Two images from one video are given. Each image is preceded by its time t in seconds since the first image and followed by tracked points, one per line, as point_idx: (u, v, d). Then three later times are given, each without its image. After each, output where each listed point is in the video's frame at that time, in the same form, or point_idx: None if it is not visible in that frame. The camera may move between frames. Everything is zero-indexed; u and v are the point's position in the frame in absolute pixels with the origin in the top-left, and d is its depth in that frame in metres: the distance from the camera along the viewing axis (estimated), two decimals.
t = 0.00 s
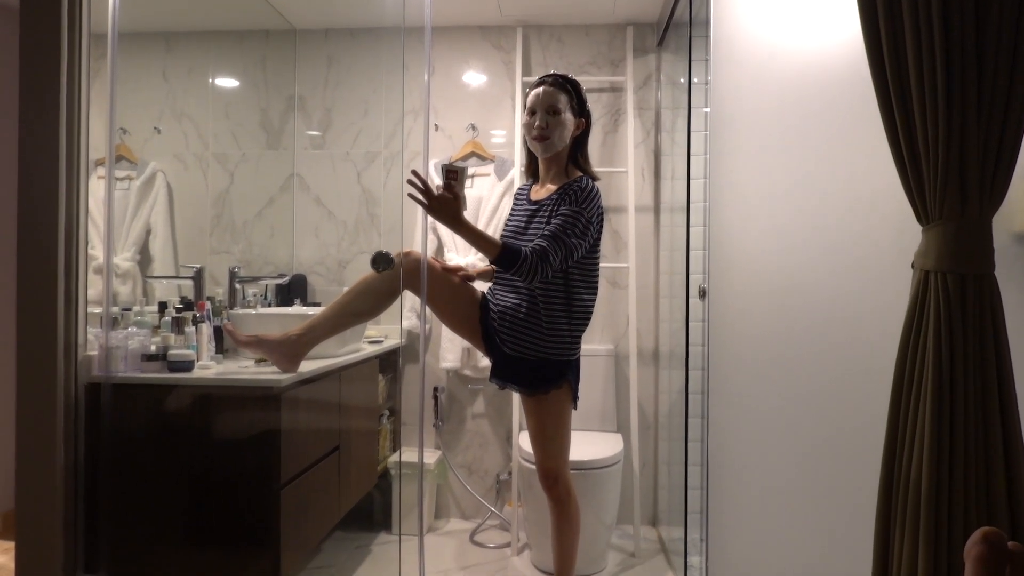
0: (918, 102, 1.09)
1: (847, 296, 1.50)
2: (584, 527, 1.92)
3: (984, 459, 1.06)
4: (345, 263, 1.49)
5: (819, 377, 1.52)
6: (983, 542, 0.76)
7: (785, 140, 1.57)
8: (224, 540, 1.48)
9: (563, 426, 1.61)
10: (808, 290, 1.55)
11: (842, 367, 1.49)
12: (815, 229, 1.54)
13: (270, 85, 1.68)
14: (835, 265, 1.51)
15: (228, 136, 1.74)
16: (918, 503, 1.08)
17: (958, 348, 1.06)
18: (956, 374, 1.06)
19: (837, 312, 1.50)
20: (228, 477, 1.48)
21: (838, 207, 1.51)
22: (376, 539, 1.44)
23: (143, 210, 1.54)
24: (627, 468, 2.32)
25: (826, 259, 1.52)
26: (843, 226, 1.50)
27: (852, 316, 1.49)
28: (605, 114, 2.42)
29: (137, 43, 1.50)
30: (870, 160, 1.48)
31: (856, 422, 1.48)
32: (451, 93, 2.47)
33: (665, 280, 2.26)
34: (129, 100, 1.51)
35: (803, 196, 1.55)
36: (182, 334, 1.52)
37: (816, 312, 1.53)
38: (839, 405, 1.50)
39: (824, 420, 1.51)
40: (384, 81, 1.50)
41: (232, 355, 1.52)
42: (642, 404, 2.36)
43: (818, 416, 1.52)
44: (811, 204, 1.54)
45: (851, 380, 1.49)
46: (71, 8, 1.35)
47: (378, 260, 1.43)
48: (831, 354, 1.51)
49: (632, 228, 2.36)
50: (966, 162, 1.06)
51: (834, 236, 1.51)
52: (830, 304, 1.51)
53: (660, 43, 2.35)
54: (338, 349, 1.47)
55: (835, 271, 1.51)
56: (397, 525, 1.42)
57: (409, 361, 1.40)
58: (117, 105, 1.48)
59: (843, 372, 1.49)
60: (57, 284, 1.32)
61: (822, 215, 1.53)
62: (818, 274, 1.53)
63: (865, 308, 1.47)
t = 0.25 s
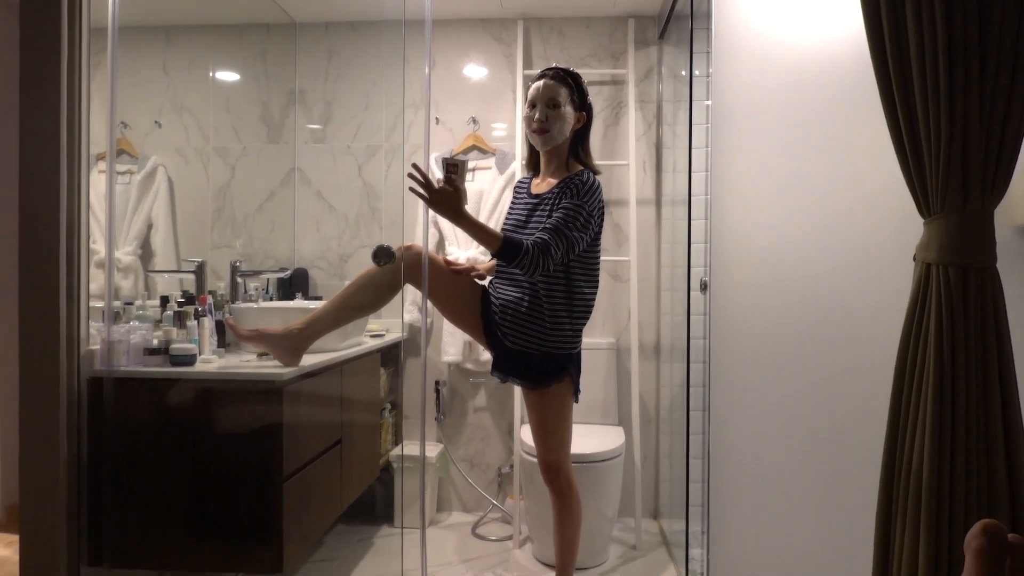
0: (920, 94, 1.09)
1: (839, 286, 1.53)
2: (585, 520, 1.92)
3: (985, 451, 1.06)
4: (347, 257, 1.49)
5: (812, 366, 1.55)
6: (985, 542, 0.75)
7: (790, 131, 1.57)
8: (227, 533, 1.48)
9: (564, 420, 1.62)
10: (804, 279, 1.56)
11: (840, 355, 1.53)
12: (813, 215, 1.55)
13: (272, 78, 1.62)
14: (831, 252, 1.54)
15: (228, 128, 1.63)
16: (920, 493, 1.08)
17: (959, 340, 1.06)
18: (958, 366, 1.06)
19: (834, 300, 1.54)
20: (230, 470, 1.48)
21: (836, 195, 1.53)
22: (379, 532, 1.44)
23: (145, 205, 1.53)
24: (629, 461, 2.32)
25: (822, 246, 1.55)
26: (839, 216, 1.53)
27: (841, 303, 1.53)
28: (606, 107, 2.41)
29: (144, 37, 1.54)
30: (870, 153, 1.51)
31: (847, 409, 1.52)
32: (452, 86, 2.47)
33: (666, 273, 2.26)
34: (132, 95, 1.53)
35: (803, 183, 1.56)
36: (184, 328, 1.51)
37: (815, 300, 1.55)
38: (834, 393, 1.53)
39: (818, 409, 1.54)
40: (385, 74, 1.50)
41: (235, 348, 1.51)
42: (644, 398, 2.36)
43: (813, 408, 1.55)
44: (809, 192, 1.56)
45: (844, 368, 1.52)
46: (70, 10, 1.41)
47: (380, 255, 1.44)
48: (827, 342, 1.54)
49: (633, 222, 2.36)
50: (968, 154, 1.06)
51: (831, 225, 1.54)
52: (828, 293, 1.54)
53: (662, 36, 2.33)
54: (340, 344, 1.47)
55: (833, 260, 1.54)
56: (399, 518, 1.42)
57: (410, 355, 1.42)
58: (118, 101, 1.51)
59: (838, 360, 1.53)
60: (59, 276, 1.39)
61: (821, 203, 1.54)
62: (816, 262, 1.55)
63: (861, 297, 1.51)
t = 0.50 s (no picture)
0: (921, 89, 1.09)
1: (839, 281, 1.53)
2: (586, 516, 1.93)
3: (985, 447, 1.06)
4: (347, 253, 1.48)
5: (812, 362, 1.55)
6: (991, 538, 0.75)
7: (790, 130, 1.57)
8: (228, 529, 1.48)
9: (564, 415, 1.62)
10: (801, 277, 1.57)
11: (840, 350, 1.52)
12: (810, 215, 1.56)
13: (274, 74, 1.59)
14: (831, 248, 1.54)
15: (229, 124, 1.63)
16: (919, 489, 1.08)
17: (960, 335, 1.06)
18: (959, 363, 1.06)
19: (832, 295, 1.54)
20: (232, 466, 1.48)
21: (834, 195, 1.53)
22: (379, 528, 1.44)
23: (146, 200, 1.54)
24: (629, 457, 2.33)
25: (822, 244, 1.55)
26: (838, 214, 1.53)
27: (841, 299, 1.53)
28: (607, 103, 2.41)
29: (144, 32, 1.53)
30: (868, 153, 1.50)
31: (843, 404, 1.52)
32: (452, 82, 2.46)
33: (667, 269, 2.26)
34: (132, 91, 1.54)
35: (802, 182, 1.56)
36: (185, 324, 1.51)
37: (814, 296, 1.55)
38: (831, 390, 1.53)
39: (815, 404, 1.55)
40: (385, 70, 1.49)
41: (235, 345, 1.50)
42: (644, 394, 2.37)
43: (812, 403, 1.55)
44: (807, 191, 1.56)
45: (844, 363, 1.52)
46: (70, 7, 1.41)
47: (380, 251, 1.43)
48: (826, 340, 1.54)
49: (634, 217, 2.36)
50: (969, 147, 1.05)
51: (829, 223, 1.54)
52: (828, 290, 1.54)
53: (663, 31, 2.33)
54: (340, 340, 1.46)
55: (834, 256, 1.54)
56: (400, 514, 1.43)
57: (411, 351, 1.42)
58: (119, 96, 1.51)
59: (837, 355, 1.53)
60: (60, 273, 1.39)
61: (818, 204, 1.55)
62: (813, 262, 1.56)
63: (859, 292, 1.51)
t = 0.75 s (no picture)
0: (918, 90, 1.10)
1: (839, 281, 1.52)
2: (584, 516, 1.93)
3: (983, 446, 1.06)
4: (346, 254, 1.46)
5: (811, 362, 1.55)
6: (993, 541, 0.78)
7: (791, 124, 1.56)
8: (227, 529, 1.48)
9: (563, 415, 1.62)
10: (799, 276, 1.57)
11: (839, 350, 1.52)
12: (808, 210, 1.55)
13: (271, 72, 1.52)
14: (830, 247, 1.53)
15: (227, 124, 1.53)
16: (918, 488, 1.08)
17: (958, 334, 1.06)
18: (957, 362, 1.06)
19: (836, 296, 1.52)
20: (231, 466, 1.48)
21: (832, 191, 1.52)
22: (378, 527, 1.43)
23: (145, 198, 1.52)
24: (628, 457, 2.33)
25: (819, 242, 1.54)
26: (838, 209, 1.52)
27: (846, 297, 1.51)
28: (606, 103, 2.41)
29: (139, 31, 1.54)
30: (870, 147, 1.49)
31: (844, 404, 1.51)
32: (451, 82, 2.46)
33: (666, 269, 2.26)
34: (130, 90, 1.54)
35: (802, 180, 1.56)
36: (184, 324, 1.51)
37: (818, 296, 1.54)
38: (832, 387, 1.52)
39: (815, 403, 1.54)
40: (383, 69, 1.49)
41: (234, 345, 1.50)
42: (643, 394, 2.37)
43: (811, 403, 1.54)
44: (807, 187, 1.55)
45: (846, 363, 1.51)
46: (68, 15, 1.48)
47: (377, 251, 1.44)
48: (825, 340, 1.53)
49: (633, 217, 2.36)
50: (967, 145, 1.05)
51: (829, 219, 1.53)
52: (826, 290, 1.53)
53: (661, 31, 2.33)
54: (338, 340, 1.46)
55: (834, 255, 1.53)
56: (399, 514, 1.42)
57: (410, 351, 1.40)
58: (117, 96, 1.54)
59: (836, 354, 1.52)
60: (58, 275, 1.46)
61: (818, 199, 1.54)
62: (811, 258, 1.55)
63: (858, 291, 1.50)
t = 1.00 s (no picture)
0: (917, 90, 1.10)
1: (838, 281, 1.52)
2: (583, 516, 1.93)
3: (982, 445, 1.06)
4: (343, 254, 1.47)
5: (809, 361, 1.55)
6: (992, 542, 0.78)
7: (788, 125, 1.57)
8: (226, 530, 1.48)
9: (562, 415, 1.62)
10: (797, 277, 1.57)
11: (836, 348, 1.51)
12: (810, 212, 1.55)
13: (269, 73, 1.53)
14: (830, 248, 1.53)
15: (225, 124, 1.54)
16: (916, 488, 1.08)
17: (956, 333, 1.06)
18: (955, 362, 1.06)
19: (835, 296, 1.52)
20: (229, 466, 1.48)
21: (832, 192, 1.52)
22: (377, 528, 1.44)
23: (143, 199, 1.52)
24: (627, 457, 2.33)
25: (820, 243, 1.54)
26: (839, 210, 1.52)
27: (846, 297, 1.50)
28: (604, 103, 2.41)
29: (136, 32, 1.53)
30: (870, 146, 1.49)
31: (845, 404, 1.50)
32: (450, 82, 2.46)
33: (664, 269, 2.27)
34: (128, 90, 1.54)
35: (802, 181, 1.56)
36: (183, 326, 1.50)
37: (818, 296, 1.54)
38: (831, 386, 1.52)
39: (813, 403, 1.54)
40: (382, 69, 1.49)
41: (233, 345, 1.50)
42: (642, 395, 2.37)
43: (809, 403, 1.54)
44: (806, 189, 1.56)
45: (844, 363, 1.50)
46: (66, 14, 1.46)
47: (376, 252, 1.44)
48: (825, 340, 1.53)
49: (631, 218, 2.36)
50: (965, 144, 1.06)
51: (829, 221, 1.53)
52: (824, 289, 1.53)
53: (660, 32, 2.33)
54: (336, 340, 1.45)
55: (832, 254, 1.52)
56: (398, 514, 1.42)
57: (409, 352, 1.40)
58: (115, 97, 1.53)
59: (835, 352, 1.51)
60: (56, 273, 1.43)
61: (817, 201, 1.54)
62: (812, 260, 1.55)
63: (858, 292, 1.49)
